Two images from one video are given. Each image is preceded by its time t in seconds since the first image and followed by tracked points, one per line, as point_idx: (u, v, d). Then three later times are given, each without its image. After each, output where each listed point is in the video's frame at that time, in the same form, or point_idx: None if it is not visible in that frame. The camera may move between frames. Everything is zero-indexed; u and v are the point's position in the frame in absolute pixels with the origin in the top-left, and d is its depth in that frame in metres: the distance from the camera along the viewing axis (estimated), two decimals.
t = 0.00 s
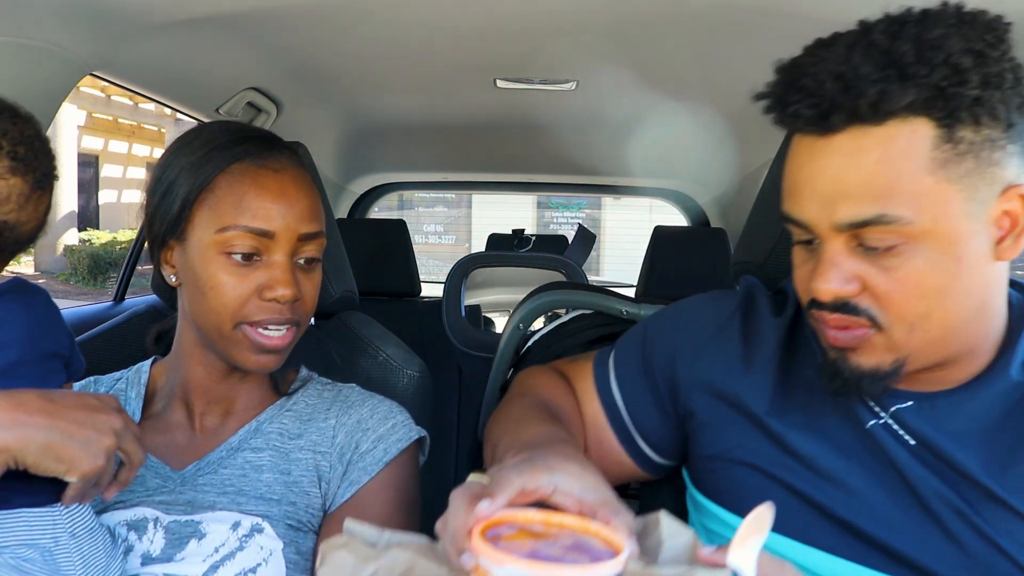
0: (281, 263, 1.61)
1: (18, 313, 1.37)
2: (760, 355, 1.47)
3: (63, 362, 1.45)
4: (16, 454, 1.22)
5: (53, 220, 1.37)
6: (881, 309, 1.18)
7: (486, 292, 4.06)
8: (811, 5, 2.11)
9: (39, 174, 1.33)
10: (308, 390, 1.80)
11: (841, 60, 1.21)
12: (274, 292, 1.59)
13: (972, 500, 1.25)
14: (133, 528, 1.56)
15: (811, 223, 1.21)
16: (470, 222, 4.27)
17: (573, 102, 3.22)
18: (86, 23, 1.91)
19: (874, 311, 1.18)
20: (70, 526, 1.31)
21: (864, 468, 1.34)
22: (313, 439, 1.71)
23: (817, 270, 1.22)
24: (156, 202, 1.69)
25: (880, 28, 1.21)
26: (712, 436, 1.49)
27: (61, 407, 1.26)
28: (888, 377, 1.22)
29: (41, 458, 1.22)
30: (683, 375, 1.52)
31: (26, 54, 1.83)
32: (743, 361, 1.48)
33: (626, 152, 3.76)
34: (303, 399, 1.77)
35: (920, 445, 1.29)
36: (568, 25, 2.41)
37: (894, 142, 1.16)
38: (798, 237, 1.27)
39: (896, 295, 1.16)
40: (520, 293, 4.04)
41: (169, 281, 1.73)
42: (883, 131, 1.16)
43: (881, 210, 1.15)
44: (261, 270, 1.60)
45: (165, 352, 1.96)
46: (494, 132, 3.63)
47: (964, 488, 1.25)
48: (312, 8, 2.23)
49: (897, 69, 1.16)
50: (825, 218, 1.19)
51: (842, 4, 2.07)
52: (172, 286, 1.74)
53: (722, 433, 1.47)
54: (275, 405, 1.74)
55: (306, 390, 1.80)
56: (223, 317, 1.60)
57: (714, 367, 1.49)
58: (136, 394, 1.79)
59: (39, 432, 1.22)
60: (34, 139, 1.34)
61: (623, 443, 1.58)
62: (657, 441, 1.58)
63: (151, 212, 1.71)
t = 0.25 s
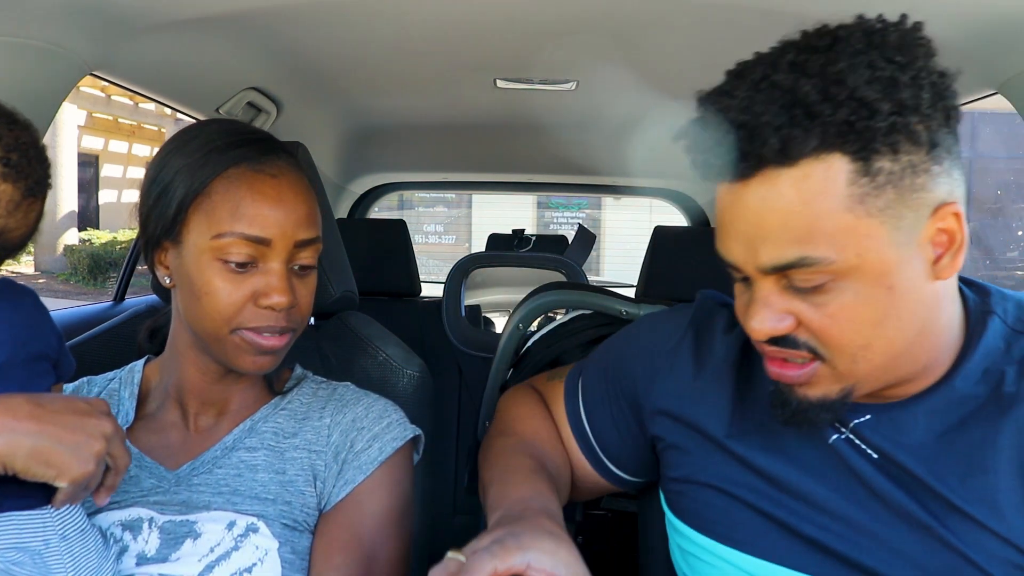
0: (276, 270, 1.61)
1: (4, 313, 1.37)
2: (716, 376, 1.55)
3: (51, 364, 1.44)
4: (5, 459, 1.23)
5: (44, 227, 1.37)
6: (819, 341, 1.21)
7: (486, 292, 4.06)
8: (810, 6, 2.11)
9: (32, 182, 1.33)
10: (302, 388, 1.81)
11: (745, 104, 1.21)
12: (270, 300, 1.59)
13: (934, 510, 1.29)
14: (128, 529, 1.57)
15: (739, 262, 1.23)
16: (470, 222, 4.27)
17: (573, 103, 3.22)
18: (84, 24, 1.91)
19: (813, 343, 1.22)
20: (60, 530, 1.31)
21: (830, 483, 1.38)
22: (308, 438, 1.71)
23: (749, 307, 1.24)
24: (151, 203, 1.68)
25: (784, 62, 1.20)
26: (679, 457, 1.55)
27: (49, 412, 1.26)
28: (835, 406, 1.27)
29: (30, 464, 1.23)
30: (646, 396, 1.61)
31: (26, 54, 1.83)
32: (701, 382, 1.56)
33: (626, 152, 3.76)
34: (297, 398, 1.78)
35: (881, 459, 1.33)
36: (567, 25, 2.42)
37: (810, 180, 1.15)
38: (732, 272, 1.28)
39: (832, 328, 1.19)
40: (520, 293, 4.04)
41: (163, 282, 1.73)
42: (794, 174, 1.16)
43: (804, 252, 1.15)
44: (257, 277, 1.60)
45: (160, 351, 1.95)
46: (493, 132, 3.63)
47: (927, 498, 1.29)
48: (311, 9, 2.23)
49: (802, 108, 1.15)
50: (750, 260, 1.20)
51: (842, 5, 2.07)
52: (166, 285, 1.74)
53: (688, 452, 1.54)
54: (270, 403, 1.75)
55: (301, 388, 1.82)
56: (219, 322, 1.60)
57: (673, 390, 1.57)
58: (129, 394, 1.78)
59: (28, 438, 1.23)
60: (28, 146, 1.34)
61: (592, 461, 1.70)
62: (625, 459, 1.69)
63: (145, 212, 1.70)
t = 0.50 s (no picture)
0: (272, 279, 1.60)
1: (14, 316, 1.37)
2: (699, 388, 1.58)
3: (58, 366, 1.44)
4: (10, 460, 1.22)
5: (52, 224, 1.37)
6: (796, 355, 1.26)
7: (486, 292, 4.06)
8: (810, 6, 2.10)
9: (39, 178, 1.33)
10: (305, 389, 1.81)
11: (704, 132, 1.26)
12: (265, 309, 1.58)
13: (928, 511, 1.32)
14: (130, 529, 1.57)
15: (712, 283, 1.28)
16: (470, 222, 4.27)
17: (573, 102, 3.22)
18: (85, 24, 1.91)
19: (790, 358, 1.26)
20: (65, 530, 1.31)
21: (824, 489, 1.41)
22: (310, 438, 1.71)
23: (726, 325, 1.28)
24: (148, 209, 1.68)
25: (742, 86, 1.24)
26: (669, 470, 1.59)
27: (56, 413, 1.26)
28: (818, 416, 1.32)
29: (35, 465, 1.23)
30: (633, 411, 1.64)
31: (26, 54, 1.84)
32: (684, 397, 1.59)
33: (626, 152, 3.75)
34: (299, 398, 1.78)
35: (873, 463, 1.37)
36: (568, 25, 2.41)
37: (777, 198, 1.20)
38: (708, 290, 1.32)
39: (808, 343, 1.24)
40: (520, 293, 4.04)
41: (162, 287, 1.73)
42: (759, 197, 1.21)
43: (773, 272, 1.20)
44: (252, 286, 1.59)
45: (161, 350, 1.95)
46: (493, 132, 3.63)
47: (920, 500, 1.33)
48: (311, 8, 2.23)
49: (761, 130, 1.20)
50: (723, 282, 1.25)
51: (840, 5, 2.07)
52: (164, 292, 1.75)
53: (678, 463, 1.57)
54: (271, 404, 1.75)
55: (303, 388, 1.81)
56: (216, 330, 1.60)
57: (657, 405, 1.60)
58: (132, 394, 1.79)
59: (34, 439, 1.22)
60: (35, 146, 1.33)
61: (581, 470, 1.74)
62: (614, 468, 1.72)
63: (142, 220, 1.71)
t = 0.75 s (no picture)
0: (284, 285, 1.59)
1: (18, 317, 1.36)
2: (697, 392, 1.58)
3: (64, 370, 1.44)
4: (15, 468, 1.22)
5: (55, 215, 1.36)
6: (825, 353, 1.23)
7: (486, 292, 4.06)
8: (810, 6, 2.11)
9: (39, 168, 1.33)
10: (309, 390, 1.81)
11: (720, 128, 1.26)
12: (277, 316, 1.58)
13: (931, 513, 1.32)
14: (133, 531, 1.57)
15: (736, 286, 1.24)
16: (470, 222, 4.27)
17: (573, 103, 3.22)
18: (86, 23, 1.91)
19: (819, 356, 1.23)
20: (68, 535, 1.31)
21: (826, 492, 1.41)
22: (315, 440, 1.71)
23: (752, 329, 1.25)
24: (161, 213, 1.68)
25: (749, 80, 1.26)
26: (669, 474, 1.59)
27: (63, 421, 1.26)
28: (850, 414, 1.27)
29: (41, 472, 1.23)
30: (631, 416, 1.64)
31: (27, 54, 1.83)
32: (683, 401, 1.59)
33: (626, 152, 3.75)
34: (304, 400, 1.78)
35: (875, 465, 1.37)
36: (568, 25, 2.41)
37: (798, 188, 1.20)
38: (723, 298, 1.30)
39: (838, 335, 1.21)
40: (520, 293, 4.04)
41: (172, 290, 1.73)
42: (781, 187, 1.20)
43: (805, 260, 1.18)
44: (264, 293, 1.59)
45: (164, 349, 1.95)
46: (493, 132, 3.63)
47: (923, 503, 1.33)
48: (311, 9, 2.23)
49: (781, 119, 1.21)
50: (749, 281, 1.22)
51: (841, 5, 2.07)
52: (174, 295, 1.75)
53: (678, 467, 1.57)
54: (276, 406, 1.75)
55: (307, 390, 1.81)
56: (227, 337, 1.60)
57: (656, 409, 1.60)
58: (135, 394, 1.79)
59: (40, 448, 1.22)
60: (36, 139, 1.33)
61: (579, 475, 1.74)
62: (612, 473, 1.72)
63: (154, 223, 1.71)
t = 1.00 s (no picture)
0: (291, 290, 1.59)
1: (14, 320, 1.36)
2: (694, 393, 1.58)
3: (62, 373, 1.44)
4: (16, 473, 1.22)
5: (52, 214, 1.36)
6: (801, 351, 1.25)
7: (486, 292, 4.06)
8: (811, 6, 2.10)
9: (36, 166, 1.33)
10: (311, 391, 1.81)
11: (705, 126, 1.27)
12: (284, 321, 1.58)
13: (930, 514, 1.33)
14: (134, 531, 1.56)
15: (713, 281, 1.26)
16: (470, 222, 4.27)
17: (573, 103, 3.22)
18: (87, 23, 1.91)
19: (795, 354, 1.25)
20: (68, 536, 1.30)
21: (825, 492, 1.41)
22: (317, 441, 1.71)
23: (729, 324, 1.27)
24: (167, 215, 1.68)
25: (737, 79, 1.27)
26: (668, 474, 1.59)
27: (64, 425, 1.26)
28: (826, 411, 1.31)
29: (41, 477, 1.23)
30: (630, 416, 1.63)
31: (27, 54, 1.83)
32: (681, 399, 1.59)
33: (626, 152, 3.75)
34: (306, 401, 1.78)
35: (873, 464, 1.37)
36: (568, 24, 2.41)
37: (777, 188, 1.21)
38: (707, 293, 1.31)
39: (814, 335, 1.23)
40: (520, 293, 4.04)
41: (175, 291, 1.73)
42: (760, 187, 1.21)
43: (778, 261, 1.19)
44: (271, 298, 1.59)
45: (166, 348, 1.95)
46: (493, 132, 3.63)
47: (921, 503, 1.34)
48: (312, 8, 2.23)
49: (761, 118, 1.22)
50: (726, 278, 1.23)
51: (841, 5, 2.07)
52: (179, 297, 1.75)
53: (676, 468, 1.57)
54: (278, 407, 1.75)
55: (309, 391, 1.81)
56: (233, 341, 1.60)
57: (654, 409, 1.60)
58: (136, 393, 1.78)
59: (39, 453, 1.22)
60: (33, 137, 1.33)
61: (577, 474, 1.73)
62: (610, 472, 1.71)
63: (160, 226, 1.70)
